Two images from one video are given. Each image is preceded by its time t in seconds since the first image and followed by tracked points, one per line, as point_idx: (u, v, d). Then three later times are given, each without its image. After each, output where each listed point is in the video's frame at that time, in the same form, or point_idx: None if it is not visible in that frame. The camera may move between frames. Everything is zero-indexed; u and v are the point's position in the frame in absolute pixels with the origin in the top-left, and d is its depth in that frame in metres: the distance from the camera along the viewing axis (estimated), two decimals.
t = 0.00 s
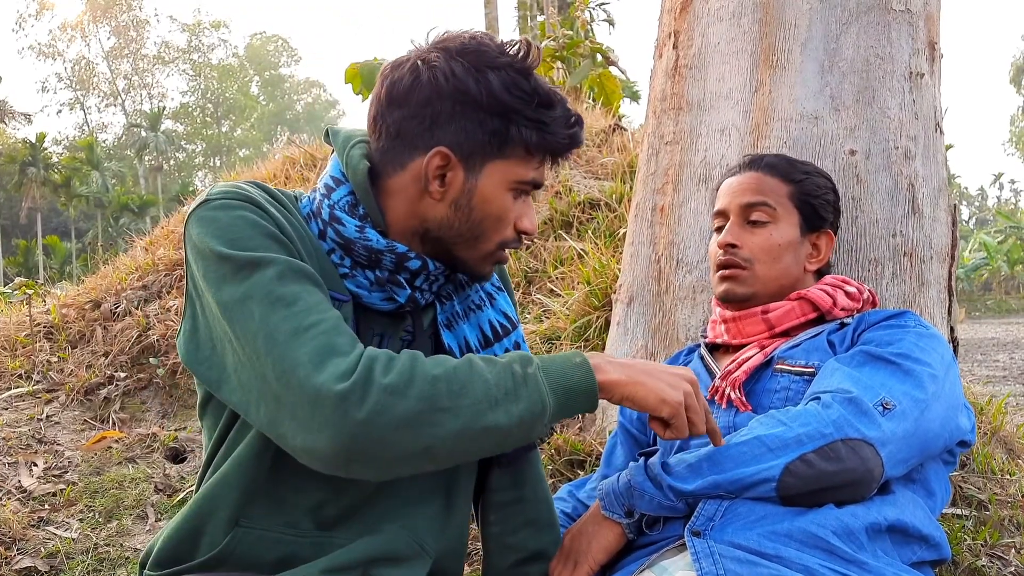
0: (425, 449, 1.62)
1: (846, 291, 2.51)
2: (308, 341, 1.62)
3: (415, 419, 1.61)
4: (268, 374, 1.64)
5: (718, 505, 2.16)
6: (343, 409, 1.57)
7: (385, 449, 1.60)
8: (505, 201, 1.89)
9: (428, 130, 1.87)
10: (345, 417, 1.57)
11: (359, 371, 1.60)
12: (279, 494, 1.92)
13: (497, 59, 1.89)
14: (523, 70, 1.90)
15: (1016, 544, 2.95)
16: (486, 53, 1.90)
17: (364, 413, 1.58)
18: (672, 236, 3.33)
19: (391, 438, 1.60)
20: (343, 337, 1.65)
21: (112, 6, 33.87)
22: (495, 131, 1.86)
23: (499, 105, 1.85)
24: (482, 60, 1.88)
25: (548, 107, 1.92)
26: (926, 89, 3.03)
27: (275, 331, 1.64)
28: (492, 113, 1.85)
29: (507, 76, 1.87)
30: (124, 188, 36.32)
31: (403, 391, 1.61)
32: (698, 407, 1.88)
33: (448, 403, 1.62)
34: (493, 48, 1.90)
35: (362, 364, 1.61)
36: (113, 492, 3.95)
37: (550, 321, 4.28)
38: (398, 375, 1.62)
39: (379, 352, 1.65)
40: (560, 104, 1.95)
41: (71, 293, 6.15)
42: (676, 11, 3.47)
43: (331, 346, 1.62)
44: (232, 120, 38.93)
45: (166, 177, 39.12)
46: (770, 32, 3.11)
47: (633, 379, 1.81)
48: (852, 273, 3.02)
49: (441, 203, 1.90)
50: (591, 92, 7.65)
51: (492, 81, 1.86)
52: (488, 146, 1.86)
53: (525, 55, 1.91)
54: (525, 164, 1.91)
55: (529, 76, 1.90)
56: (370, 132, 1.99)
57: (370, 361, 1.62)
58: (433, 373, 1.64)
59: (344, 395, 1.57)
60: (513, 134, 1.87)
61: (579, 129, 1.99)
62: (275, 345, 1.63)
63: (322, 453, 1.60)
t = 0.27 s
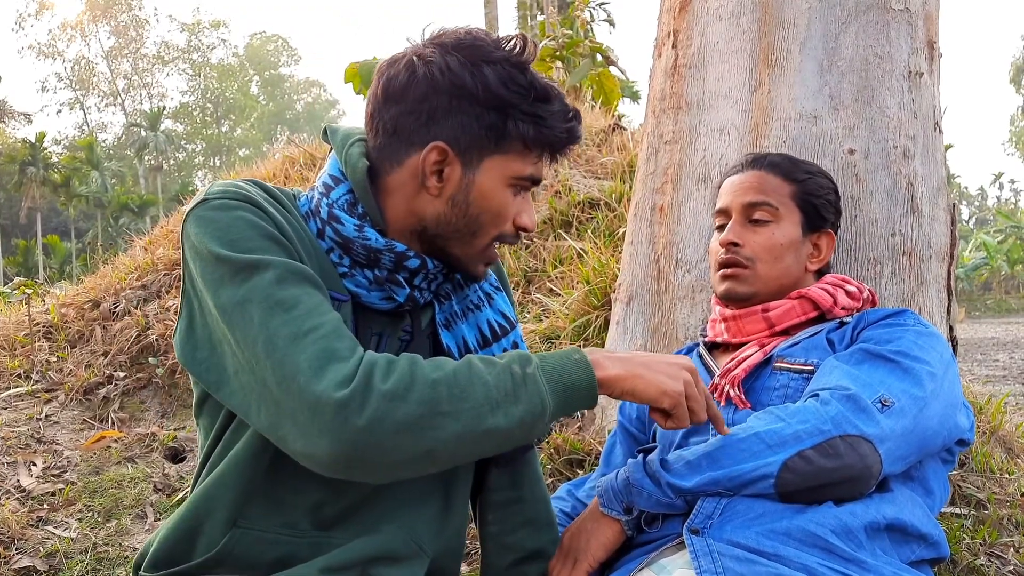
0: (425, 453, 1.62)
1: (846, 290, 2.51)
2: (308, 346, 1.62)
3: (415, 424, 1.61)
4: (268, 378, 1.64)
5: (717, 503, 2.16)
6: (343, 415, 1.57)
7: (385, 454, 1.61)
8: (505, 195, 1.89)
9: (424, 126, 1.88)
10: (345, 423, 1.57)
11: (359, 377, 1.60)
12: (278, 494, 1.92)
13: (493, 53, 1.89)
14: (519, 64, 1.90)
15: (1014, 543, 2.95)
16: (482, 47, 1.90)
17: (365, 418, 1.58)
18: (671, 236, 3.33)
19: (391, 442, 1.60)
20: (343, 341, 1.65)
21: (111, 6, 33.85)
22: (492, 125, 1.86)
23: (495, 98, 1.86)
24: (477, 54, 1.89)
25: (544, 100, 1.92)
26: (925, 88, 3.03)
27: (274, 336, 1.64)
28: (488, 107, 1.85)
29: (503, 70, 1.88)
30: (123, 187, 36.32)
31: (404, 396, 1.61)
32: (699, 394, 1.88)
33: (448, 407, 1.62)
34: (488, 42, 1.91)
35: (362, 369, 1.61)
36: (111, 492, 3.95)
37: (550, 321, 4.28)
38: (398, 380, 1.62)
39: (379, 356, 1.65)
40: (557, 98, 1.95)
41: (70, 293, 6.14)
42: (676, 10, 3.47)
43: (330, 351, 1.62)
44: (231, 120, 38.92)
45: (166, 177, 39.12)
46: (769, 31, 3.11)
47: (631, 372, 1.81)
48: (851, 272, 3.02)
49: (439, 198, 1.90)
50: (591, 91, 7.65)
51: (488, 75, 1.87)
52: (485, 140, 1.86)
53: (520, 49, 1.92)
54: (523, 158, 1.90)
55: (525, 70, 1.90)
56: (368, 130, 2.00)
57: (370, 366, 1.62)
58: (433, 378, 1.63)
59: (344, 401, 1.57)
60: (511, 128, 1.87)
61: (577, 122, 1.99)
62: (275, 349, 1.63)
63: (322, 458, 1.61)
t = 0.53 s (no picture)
0: (420, 461, 1.62)
1: (847, 290, 2.51)
2: (304, 354, 1.62)
3: (411, 433, 1.60)
4: (264, 385, 1.64)
5: (718, 503, 2.15)
6: (338, 424, 1.57)
7: (381, 462, 1.60)
8: (503, 190, 1.90)
9: (421, 124, 1.88)
10: (340, 432, 1.57)
11: (354, 386, 1.59)
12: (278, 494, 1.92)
13: (487, 49, 1.90)
14: (513, 59, 1.91)
15: (1014, 543, 2.95)
16: (475, 43, 1.91)
17: (360, 428, 1.58)
18: (671, 235, 3.33)
19: (387, 451, 1.59)
20: (339, 349, 1.65)
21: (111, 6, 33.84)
22: (488, 121, 1.86)
23: (491, 94, 1.86)
24: (471, 50, 1.89)
25: (540, 94, 1.93)
26: (925, 87, 3.03)
27: (270, 343, 1.64)
28: (484, 103, 1.86)
29: (497, 65, 1.88)
30: (123, 187, 36.31)
31: (399, 405, 1.60)
32: (693, 401, 1.89)
33: (444, 415, 1.62)
34: (481, 38, 1.91)
35: (358, 378, 1.60)
36: (111, 492, 3.95)
37: (550, 320, 4.28)
38: (394, 389, 1.61)
39: (375, 364, 1.65)
40: (552, 92, 1.95)
41: (70, 293, 6.14)
42: (676, 10, 3.47)
43: (326, 359, 1.62)
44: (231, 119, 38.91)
45: (165, 177, 39.12)
46: (769, 31, 3.11)
47: (626, 377, 1.81)
48: (852, 271, 3.02)
49: (437, 196, 1.90)
50: (591, 91, 7.65)
51: (483, 70, 1.87)
52: (482, 137, 1.86)
53: (513, 44, 1.93)
54: (521, 153, 1.91)
55: (519, 65, 1.91)
56: (363, 129, 2.00)
57: (365, 375, 1.62)
58: (428, 386, 1.63)
59: (340, 410, 1.56)
60: (507, 124, 1.87)
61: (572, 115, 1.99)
62: (271, 356, 1.63)
63: (318, 466, 1.60)
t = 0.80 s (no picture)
0: (419, 462, 1.62)
1: (849, 291, 2.51)
2: (303, 352, 1.62)
3: (410, 433, 1.61)
4: (261, 383, 1.64)
5: (720, 504, 2.15)
6: (337, 422, 1.57)
7: (380, 461, 1.60)
8: (503, 189, 1.90)
9: (421, 124, 1.87)
10: (339, 430, 1.57)
11: (354, 384, 1.59)
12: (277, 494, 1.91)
13: (487, 49, 1.89)
14: (513, 58, 1.90)
15: (1015, 542, 2.95)
16: (475, 42, 1.90)
17: (359, 426, 1.58)
18: (672, 234, 3.32)
19: (385, 450, 1.60)
20: (338, 348, 1.65)
21: (110, 5, 33.82)
22: (489, 121, 1.86)
23: (492, 94, 1.86)
24: (471, 50, 1.89)
25: (540, 94, 1.92)
26: (925, 86, 3.03)
27: (269, 341, 1.63)
28: (485, 103, 1.85)
29: (498, 65, 1.88)
30: (122, 187, 36.30)
31: (399, 404, 1.61)
32: (690, 415, 1.88)
33: (444, 416, 1.63)
34: (481, 38, 1.91)
35: (357, 377, 1.60)
36: (110, 492, 3.95)
37: (550, 319, 4.27)
38: (393, 389, 1.62)
39: (374, 364, 1.65)
40: (552, 92, 1.95)
41: (69, 292, 6.14)
42: (676, 8, 3.46)
43: (326, 357, 1.62)
44: (231, 119, 38.89)
45: (165, 176, 39.10)
46: (770, 30, 3.11)
47: (625, 388, 1.81)
48: (852, 271, 3.01)
49: (437, 196, 1.90)
50: (591, 90, 7.65)
51: (484, 70, 1.86)
52: (483, 137, 1.86)
53: (512, 43, 1.92)
54: (521, 152, 1.91)
55: (519, 64, 1.90)
56: (361, 128, 1.99)
57: (365, 374, 1.62)
58: (428, 388, 1.63)
59: (339, 408, 1.56)
60: (508, 123, 1.87)
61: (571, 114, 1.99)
62: (269, 354, 1.62)
63: (316, 465, 1.60)
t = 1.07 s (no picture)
0: (414, 467, 1.62)
1: (849, 291, 2.51)
2: (298, 358, 1.62)
3: (405, 439, 1.61)
4: (257, 388, 1.64)
5: (720, 504, 2.15)
6: (332, 430, 1.57)
7: (375, 467, 1.60)
8: (502, 190, 1.90)
9: (420, 124, 1.87)
10: (334, 438, 1.57)
11: (349, 392, 1.59)
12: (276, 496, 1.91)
13: (487, 49, 1.89)
14: (513, 59, 1.90)
15: (1014, 542, 2.95)
16: (475, 43, 1.90)
17: (354, 433, 1.58)
18: (671, 234, 3.32)
19: (380, 456, 1.60)
20: (334, 353, 1.64)
21: (109, 4, 33.79)
22: (489, 121, 1.86)
23: (491, 95, 1.86)
24: (471, 50, 1.89)
25: (540, 94, 1.92)
26: (925, 86, 3.03)
27: (264, 347, 1.63)
28: (484, 103, 1.86)
29: (498, 65, 1.88)
30: (121, 186, 36.28)
31: (394, 412, 1.61)
32: (686, 414, 1.88)
33: (439, 422, 1.62)
34: (481, 38, 1.91)
35: (352, 384, 1.60)
36: (109, 491, 3.95)
37: (549, 319, 4.27)
38: (388, 396, 1.62)
39: (369, 371, 1.65)
40: (552, 93, 1.95)
41: (68, 291, 6.13)
42: (676, 8, 3.46)
43: (321, 364, 1.62)
44: (230, 118, 38.87)
45: (164, 176, 39.08)
46: (769, 30, 3.10)
47: (620, 389, 1.80)
48: (852, 270, 3.01)
49: (436, 196, 1.90)
50: (590, 90, 7.65)
51: (483, 71, 1.86)
52: (482, 137, 1.86)
53: (513, 44, 1.92)
54: (520, 153, 1.91)
55: (519, 65, 1.90)
56: (361, 128, 1.99)
57: (360, 382, 1.62)
58: (423, 394, 1.63)
59: (334, 415, 1.56)
60: (507, 124, 1.87)
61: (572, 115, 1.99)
62: (265, 361, 1.62)
63: (312, 471, 1.60)
